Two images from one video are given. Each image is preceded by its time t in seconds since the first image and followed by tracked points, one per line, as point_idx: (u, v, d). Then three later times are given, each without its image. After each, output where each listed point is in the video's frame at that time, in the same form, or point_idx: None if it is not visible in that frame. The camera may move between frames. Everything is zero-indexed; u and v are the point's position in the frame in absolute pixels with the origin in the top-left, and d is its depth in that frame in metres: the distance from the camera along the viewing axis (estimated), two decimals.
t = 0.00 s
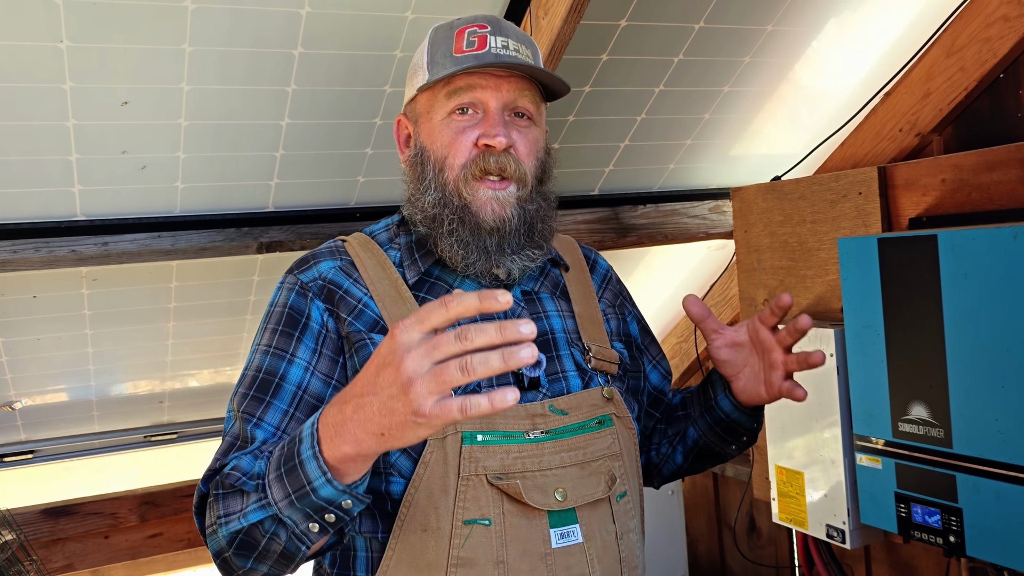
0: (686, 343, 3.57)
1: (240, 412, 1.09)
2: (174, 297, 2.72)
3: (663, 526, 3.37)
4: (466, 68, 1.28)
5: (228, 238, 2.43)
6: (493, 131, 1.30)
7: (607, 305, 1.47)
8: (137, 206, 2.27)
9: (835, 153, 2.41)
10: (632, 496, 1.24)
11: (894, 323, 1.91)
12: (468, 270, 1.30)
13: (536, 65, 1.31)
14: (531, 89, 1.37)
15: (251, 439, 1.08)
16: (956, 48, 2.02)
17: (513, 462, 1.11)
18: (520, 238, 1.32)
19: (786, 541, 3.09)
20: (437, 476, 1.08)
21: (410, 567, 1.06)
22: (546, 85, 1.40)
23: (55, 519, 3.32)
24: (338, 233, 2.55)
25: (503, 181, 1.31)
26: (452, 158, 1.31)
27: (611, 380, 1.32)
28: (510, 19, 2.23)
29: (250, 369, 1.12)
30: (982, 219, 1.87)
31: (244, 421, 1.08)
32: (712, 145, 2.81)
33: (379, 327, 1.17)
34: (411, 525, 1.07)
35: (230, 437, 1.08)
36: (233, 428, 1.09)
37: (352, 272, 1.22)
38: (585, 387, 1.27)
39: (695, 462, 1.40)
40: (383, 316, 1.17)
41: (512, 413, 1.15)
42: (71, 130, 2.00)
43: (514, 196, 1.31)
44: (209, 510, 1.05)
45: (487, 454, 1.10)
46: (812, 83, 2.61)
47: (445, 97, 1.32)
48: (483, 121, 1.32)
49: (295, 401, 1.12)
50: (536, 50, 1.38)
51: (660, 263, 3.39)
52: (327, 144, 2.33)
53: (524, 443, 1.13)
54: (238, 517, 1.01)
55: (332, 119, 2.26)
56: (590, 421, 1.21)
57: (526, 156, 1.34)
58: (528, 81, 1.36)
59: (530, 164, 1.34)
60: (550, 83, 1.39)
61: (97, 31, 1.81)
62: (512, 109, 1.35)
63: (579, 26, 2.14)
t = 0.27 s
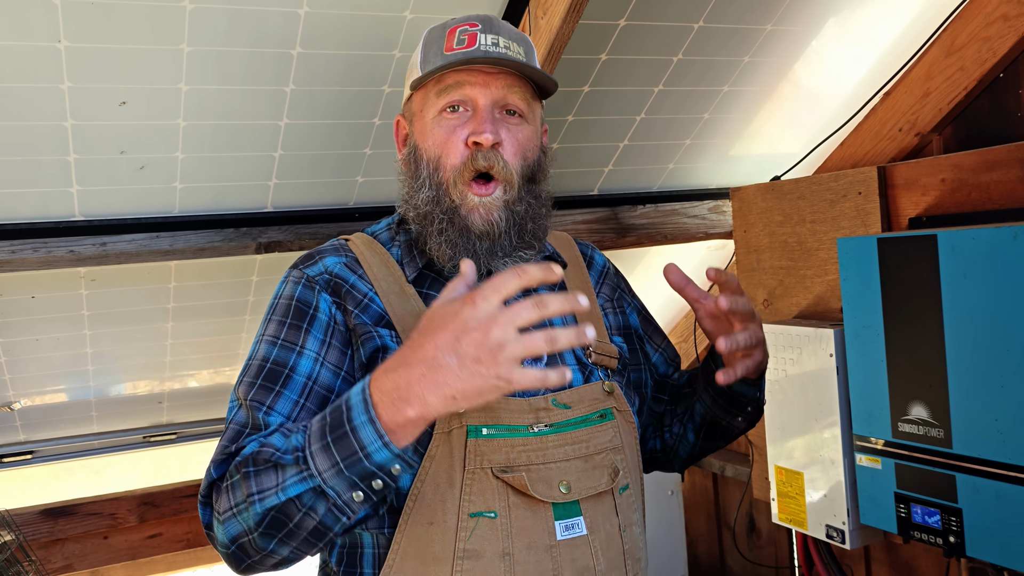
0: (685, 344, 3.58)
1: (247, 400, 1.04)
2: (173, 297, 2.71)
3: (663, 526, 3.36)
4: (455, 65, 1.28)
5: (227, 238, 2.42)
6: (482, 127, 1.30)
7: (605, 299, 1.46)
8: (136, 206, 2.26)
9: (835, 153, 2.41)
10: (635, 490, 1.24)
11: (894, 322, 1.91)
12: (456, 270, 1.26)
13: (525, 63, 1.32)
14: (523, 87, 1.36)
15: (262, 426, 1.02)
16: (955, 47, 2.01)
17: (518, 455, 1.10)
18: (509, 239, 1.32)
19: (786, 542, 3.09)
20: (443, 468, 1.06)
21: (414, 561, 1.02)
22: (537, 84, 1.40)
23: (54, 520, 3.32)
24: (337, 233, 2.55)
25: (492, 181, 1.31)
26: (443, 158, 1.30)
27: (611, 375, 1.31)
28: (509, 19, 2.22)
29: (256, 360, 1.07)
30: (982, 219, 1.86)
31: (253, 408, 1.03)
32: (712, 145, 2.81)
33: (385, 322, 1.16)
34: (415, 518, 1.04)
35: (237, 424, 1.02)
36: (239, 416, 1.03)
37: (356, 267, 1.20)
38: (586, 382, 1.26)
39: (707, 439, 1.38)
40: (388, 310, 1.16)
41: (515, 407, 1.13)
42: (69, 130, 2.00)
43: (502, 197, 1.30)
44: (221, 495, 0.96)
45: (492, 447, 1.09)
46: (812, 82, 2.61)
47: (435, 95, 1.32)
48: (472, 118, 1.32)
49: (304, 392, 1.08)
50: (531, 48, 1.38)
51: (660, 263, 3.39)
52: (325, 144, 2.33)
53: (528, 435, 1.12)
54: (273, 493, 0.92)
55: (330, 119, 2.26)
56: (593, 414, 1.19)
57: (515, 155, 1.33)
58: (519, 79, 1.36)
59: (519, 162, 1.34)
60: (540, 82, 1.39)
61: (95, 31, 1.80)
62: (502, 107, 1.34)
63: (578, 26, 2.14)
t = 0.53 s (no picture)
0: (686, 344, 3.60)
1: (241, 417, 1.08)
2: (172, 298, 2.71)
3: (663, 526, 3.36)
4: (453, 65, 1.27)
5: (226, 238, 2.42)
6: (480, 127, 1.29)
7: (605, 306, 1.46)
8: (135, 206, 2.26)
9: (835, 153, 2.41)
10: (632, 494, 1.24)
11: (894, 322, 1.91)
12: (460, 269, 1.27)
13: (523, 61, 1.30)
14: (523, 86, 1.35)
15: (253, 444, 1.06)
16: (955, 47, 2.01)
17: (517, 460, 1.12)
18: (510, 236, 1.30)
19: (786, 542, 3.09)
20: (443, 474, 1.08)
21: (417, 566, 1.05)
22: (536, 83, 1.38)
23: (54, 520, 3.31)
24: (336, 233, 2.55)
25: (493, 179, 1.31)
26: (443, 158, 1.30)
27: (611, 380, 1.32)
28: (508, 18, 2.22)
29: (254, 373, 1.11)
30: (982, 219, 1.86)
31: (244, 428, 1.07)
32: (712, 145, 2.80)
33: (384, 328, 1.16)
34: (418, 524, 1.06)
35: (232, 444, 1.07)
36: (235, 432, 1.08)
37: (355, 271, 1.21)
38: (585, 387, 1.27)
39: (666, 487, 1.38)
40: (388, 315, 1.16)
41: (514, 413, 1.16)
42: (67, 130, 2.00)
43: (503, 195, 1.31)
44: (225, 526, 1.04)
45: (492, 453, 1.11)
46: (812, 81, 2.61)
47: (434, 96, 1.32)
48: (472, 118, 1.31)
49: (294, 406, 1.09)
50: (532, 47, 1.36)
51: (660, 263, 3.39)
52: (325, 144, 2.32)
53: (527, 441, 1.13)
54: (282, 527, 1.00)
55: (329, 118, 2.26)
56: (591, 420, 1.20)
57: (516, 153, 1.32)
58: (518, 77, 1.34)
59: (520, 160, 1.33)
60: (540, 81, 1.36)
61: (93, 30, 1.80)
62: (502, 106, 1.33)
63: (577, 26, 2.14)
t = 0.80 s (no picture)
0: (686, 344, 3.60)
1: (233, 418, 1.09)
2: (172, 298, 2.71)
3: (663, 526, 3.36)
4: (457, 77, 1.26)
5: (226, 239, 2.42)
6: (483, 140, 1.28)
7: (601, 307, 1.45)
8: (135, 207, 2.26)
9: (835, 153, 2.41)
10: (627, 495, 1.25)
11: (894, 323, 1.91)
12: (456, 280, 1.27)
13: (528, 76, 1.29)
14: (527, 96, 1.34)
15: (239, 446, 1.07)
16: (956, 47, 2.01)
17: (516, 462, 1.12)
18: (510, 247, 1.31)
19: (786, 543, 3.09)
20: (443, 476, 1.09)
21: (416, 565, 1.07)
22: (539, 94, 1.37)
23: (54, 521, 3.31)
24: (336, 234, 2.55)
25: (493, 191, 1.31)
26: (444, 168, 1.30)
27: (607, 381, 1.33)
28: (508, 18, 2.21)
29: (248, 373, 1.12)
30: (982, 219, 1.86)
31: (234, 428, 1.08)
32: (712, 145, 2.80)
33: (383, 330, 1.16)
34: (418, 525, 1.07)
35: (220, 444, 1.08)
36: (225, 433, 1.09)
37: (354, 273, 1.21)
38: (582, 389, 1.27)
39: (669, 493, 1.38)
40: (387, 318, 1.16)
41: (514, 415, 1.15)
42: (68, 130, 2.00)
43: (504, 207, 1.31)
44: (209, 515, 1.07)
45: (491, 455, 1.11)
46: (812, 81, 2.60)
47: (437, 105, 1.30)
48: (474, 129, 1.30)
49: (284, 408, 1.10)
50: (536, 55, 1.35)
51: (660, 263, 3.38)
52: (325, 144, 2.32)
53: (527, 443, 1.14)
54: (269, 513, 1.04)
55: (329, 119, 2.26)
56: (589, 422, 1.21)
57: (518, 165, 1.32)
58: (522, 87, 1.33)
59: (522, 172, 1.33)
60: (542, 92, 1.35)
61: (93, 30, 1.80)
62: (505, 117, 1.32)
63: (577, 26, 2.14)
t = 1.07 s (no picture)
0: (685, 344, 3.59)
1: (222, 419, 1.11)
2: (172, 298, 2.71)
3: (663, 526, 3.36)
4: (452, 74, 1.25)
5: (226, 239, 2.42)
6: (477, 139, 1.29)
7: (594, 305, 1.45)
8: (135, 206, 2.26)
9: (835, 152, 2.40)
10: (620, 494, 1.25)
11: (894, 322, 1.91)
12: (447, 278, 1.26)
13: (523, 74, 1.28)
14: (522, 95, 1.33)
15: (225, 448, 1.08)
16: (956, 46, 2.01)
17: (508, 462, 1.12)
18: (501, 245, 1.31)
19: (786, 542, 3.09)
20: (434, 477, 1.08)
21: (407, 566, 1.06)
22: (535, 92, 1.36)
23: (54, 521, 3.31)
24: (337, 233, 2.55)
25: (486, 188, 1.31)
26: (437, 165, 1.30)
27: (600, 380, 1.32)
28: (508, 18, 2.21)
29: (237, 375, 1.13)
30: (982, 218, 1.86)
31: (221, 430, 1.09)
32: (712, 145, 2.80)
33: (371, 331, 1.16)
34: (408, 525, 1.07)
35: (209, 445, 1.09)
36: (214, 434, 1.11)
37: (342, 274, 1.20)
38: (575, 388, 1.26)
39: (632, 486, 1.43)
40: (376, 319, 1.16)
41: (506, 415, 1.14)
42: (67, 130, 2.00)
43: (497, 204, 1.31)
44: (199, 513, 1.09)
45: (483, 455, 1.11)
46: (812, 81, 2.60)
47: (431, 103, 1.30)
48: (468, 127, 1.30)
49: (268, 410, 1.10)
50: (533, 50, 1.34)
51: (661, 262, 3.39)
52: (325, 145, 2.32)
53: (519, 443, 1.13)
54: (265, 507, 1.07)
55: (329, 119, 2.26)
56: (581, 421, 1.21)
57: (511, 163, 1.32)
58: (518, 87, 1.32)
59: (516, 171, 1.33)
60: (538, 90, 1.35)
61: (93, 29, 1.80)
62: (499, 116, 1.32)
63: (577, 26, 2.14)
